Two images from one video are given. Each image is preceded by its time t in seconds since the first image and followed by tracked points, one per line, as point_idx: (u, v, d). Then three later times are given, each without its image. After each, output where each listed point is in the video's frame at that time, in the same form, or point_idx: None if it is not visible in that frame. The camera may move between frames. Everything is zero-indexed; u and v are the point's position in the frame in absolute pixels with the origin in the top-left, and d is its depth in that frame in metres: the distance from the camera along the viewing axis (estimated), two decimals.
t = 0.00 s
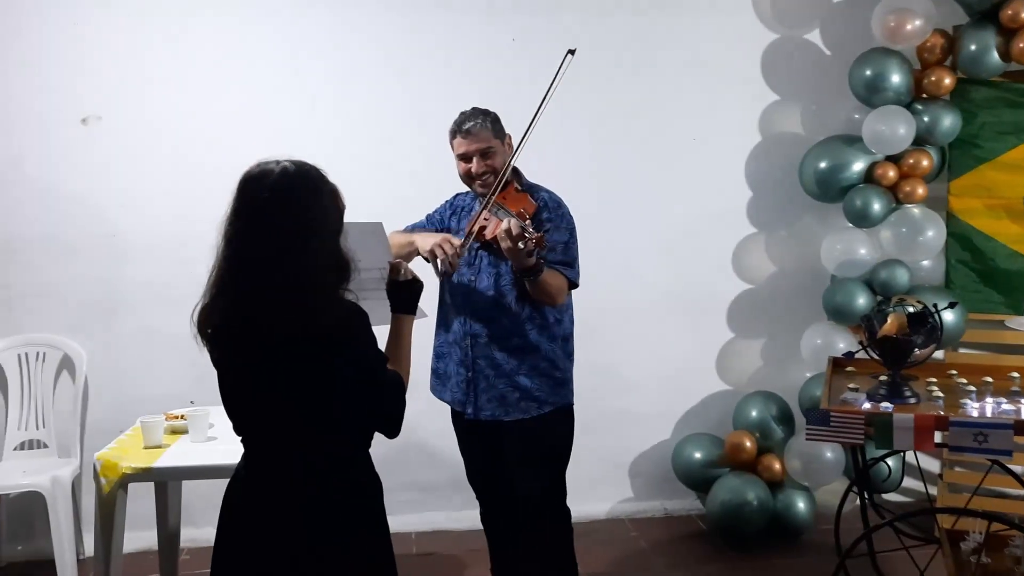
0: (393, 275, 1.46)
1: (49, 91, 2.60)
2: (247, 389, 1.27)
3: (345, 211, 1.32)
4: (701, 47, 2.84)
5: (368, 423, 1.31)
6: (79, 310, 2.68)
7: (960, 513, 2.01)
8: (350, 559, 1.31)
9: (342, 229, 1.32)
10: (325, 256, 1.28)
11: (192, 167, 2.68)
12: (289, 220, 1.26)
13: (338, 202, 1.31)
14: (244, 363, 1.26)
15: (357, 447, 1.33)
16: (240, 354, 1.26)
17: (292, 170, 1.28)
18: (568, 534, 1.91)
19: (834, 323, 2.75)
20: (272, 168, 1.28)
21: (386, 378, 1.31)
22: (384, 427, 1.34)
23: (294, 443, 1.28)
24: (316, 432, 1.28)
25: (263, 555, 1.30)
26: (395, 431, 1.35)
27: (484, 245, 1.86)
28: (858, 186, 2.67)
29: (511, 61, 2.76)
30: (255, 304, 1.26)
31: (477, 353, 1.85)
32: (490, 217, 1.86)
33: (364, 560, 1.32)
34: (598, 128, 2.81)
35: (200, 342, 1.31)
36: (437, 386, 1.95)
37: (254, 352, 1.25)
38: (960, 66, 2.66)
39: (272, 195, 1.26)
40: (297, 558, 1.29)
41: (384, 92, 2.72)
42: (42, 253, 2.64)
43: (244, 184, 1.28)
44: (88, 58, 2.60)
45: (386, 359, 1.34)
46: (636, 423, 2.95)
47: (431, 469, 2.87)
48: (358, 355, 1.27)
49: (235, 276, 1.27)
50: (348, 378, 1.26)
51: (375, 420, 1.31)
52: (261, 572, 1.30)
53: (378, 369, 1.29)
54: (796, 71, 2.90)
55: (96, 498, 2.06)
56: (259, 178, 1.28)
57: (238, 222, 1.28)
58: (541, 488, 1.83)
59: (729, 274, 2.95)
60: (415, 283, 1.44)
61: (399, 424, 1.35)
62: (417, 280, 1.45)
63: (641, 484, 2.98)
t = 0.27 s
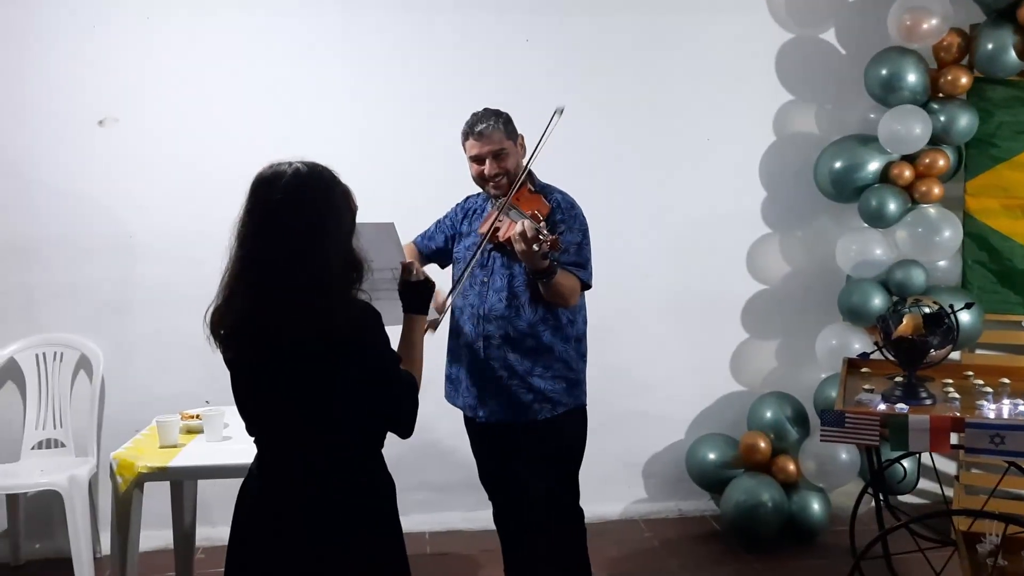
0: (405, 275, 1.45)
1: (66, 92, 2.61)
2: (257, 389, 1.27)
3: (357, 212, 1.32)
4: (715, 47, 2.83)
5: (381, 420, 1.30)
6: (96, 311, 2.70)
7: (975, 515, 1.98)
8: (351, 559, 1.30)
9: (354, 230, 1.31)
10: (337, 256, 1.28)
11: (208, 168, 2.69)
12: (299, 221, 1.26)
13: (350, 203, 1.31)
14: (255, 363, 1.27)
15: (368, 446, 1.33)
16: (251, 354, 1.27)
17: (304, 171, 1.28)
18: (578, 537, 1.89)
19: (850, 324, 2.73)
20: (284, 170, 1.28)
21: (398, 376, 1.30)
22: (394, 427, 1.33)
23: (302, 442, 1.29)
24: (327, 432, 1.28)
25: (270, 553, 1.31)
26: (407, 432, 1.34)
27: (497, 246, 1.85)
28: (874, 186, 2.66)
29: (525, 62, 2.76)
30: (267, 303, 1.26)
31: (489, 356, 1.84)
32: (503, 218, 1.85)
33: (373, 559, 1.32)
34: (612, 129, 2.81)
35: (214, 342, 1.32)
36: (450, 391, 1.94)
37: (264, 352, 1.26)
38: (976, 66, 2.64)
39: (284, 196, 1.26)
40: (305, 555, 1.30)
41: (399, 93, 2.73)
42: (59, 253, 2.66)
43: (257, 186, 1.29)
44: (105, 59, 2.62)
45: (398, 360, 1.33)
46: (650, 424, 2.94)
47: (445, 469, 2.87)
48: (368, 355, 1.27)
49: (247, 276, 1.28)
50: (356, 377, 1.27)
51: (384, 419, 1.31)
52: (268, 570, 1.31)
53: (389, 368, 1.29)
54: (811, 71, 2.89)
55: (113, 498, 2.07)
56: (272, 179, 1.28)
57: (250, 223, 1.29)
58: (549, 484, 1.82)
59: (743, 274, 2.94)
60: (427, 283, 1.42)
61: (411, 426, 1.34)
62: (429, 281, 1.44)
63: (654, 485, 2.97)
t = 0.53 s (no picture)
0: (410, 275, 1.42)
1: (78, 93, 2.62)
2: (258, 390, 1.26)
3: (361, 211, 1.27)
4: (726, 47, 2.82)
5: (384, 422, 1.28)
6: (107, 311, 2.71)
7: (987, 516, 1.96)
8: (352, 560, 1.28)
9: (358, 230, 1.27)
10: (340, 256, 1.24)
11: (218, 169, 2.70)
12: (300, 221, 1.22)
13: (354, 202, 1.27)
14: (255, 364, 1.24)
15: (373, 446, 1.30)
16: (252, 355, 1.24)
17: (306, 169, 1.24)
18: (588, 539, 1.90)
19: (861, 324, 2.72)
20: (285, 168, 1.24)
21: (402, 378, 1.27)
22: (399, 429, 1.30)
23: (303, 442, 1.26)
24: (328, 433, 1.25)
25: (271, 553, 1.29)
26: (410, 433, 1.31)
27: (506, 248, 1.83)
28: (885, 185, 2.64)
29: (536, 62, 2.76)
30: (269, 303, 1.24)
31: (498, 358, 1.83)
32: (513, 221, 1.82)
33: (377, 562, 1.29)
34: (622, 129, 2.81)
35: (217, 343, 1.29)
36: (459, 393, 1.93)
37: (263, 353, 1.24)
38: (989, 64, 2.63)
39: (284, 195, 1.22)
40: (306, 556, 1.28)
41: (409, 93, 2.73)
42: (70, 254, 2.67)
43: (257, 185, 1.25)
44: (116, 60, 2.62)
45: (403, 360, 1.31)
46: (660, 424, 2.93)
47: (455, 469, 2.87)
48: (372, 356, 1.24)
49: (249, 276, 1.24)
50: (358, 378, 1.24)
51: (387, 420, 1.28)
52: (269, 570, 1.29)
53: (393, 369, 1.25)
54: (822, 70, 2.88)
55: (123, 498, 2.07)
56: (273, 178, 1.24)
57: (251, 222, 1.25)
58: (568, 485, 1.83)
59: (754, 275, 2.93)
60: (432, 283, 1.40)
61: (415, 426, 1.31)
62: (434, 280, 1.41)
63: (665, 486, 2.96)
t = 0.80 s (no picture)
0: (411, 274, 1.40)
1: (85, 94, 2.63)
2: (256, 391, 1.24)
3: (344, 208, 1.29)
4: (733, 47, 2.82)
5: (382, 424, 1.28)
6: (114, 311, 2.71)
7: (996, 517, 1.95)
8: (352, 559, 1.29)
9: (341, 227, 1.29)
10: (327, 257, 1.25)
11: (224, 169, 2.70)
12: (286, 220, 1.23)
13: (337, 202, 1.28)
14: (252, 365, 1.23)
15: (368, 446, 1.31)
16: (247, 357, 1.23)
17: (285, 172, 1.25)
18: (591, 542, 1.87)
19: (868, 324, 2.71)
20: (264, 169, 1.25)
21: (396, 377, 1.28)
22: (390, 430, 1.30)
23: (303, 443, 1.26)
24: (328, 433, 1.25)
25: (271, 553, 1.29)
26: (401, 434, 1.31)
27: (510, 248, 1.83)
28: (892, 185, 2.63)
29: (543, 62, 2.76)
30: (261, 303, 1.22)
31: (504, 358, 1.83)
32: (517, 221, 1.83)
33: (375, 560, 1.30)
34: (629, 129, 2.80)
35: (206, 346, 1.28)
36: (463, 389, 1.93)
37: (262, 354, 1.22)
38: (996, 63, 2.62)
39: (268, 196, 1.23)
40: (306, 556, 1.28)
41: (416, 93, 2.73)
42: (77, 254, 2.68)
43: (237, 188, 1.25)
44: (122, 61, 2.63)
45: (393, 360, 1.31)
46: (666, 425, 2.93)
47: (462, 469, 2.87)
48: (365, 355, 1.25)
49: (236, 278, 1.24)
50: (356, 379, 1.24)
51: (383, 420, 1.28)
52: (270, 570, 1.29)
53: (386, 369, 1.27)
54: (829, 70, 2.87)
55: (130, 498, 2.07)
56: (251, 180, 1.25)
57: (233, 225, 1.25)
58: (568, 490, 1.81)
59: (761, 274, 2.92)
60: (434, 283, 1.40)
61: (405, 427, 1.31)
62: (435, 280, 1.41)
63: (671, 486, 2.96)
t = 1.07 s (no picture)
0: (409, 279, 1.42)
1: (90, 94, 2.63)
2: (255, 392, 1.22)
3: (327, 210, 1.31)
4: (737, 46, 2.82)
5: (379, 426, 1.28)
6: (119, 311, 2.72)
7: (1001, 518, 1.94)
8: (351, 559, 1.30)
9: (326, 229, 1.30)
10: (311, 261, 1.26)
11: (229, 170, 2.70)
12: (276, 222, 1.23)
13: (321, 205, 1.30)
14: (249, 366, 1.21)
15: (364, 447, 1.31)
16: (242, 359, 1.22)
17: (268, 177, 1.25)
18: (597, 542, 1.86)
19: (873, 324, 2.70)
20: (250, 174, 1.26)
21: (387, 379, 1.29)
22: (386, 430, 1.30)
23: (303, 443, 1.25)
24: (329, 433, 1.25)
25: (270, 556, 1.28)
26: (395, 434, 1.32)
27: (515, 248, 1.82)
28: (897, 185, 2.63)
29: (547, 61, 2.76)
30: (256, 306, 1.22)
31: (509, 359, 1.83)
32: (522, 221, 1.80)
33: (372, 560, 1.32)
34: (633, 129, 2.80)
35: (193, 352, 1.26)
36: (468, 391, 1.94)
37: (260, 355, 1.21)
38: (1001, 62, 2.61)
39: (256, 199, 1.23)
40: (304, 558, 1.28)
41: (421, 93, 2.73)
42: (82, 254, 2.68)
43: (223, 193, 1.25)
44: (127, 62, 2.63)
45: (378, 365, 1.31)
46: (670, 425, 2.92)
47: (466, 469, 2.87)
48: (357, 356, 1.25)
49: (223, 282, 1.23)
50: (356, 379, 1.23)
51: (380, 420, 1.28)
52: (269, 571, 1.28)
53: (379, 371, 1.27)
54: (834, 69, 2.87)
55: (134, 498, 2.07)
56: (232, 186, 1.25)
57: (220, 229, 1.24)
58: (564, 484, 1.79)
59: (765, 274, 2.92)
60: (432, 287, 1.41)
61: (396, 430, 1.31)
62: (433, 284, 1.42)
63: (675, 486, 2.95)
